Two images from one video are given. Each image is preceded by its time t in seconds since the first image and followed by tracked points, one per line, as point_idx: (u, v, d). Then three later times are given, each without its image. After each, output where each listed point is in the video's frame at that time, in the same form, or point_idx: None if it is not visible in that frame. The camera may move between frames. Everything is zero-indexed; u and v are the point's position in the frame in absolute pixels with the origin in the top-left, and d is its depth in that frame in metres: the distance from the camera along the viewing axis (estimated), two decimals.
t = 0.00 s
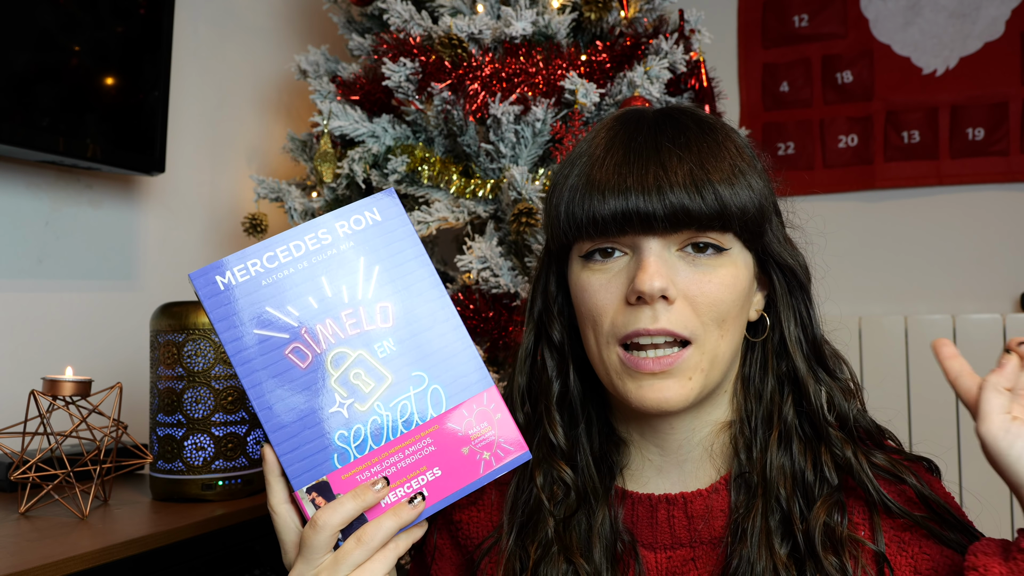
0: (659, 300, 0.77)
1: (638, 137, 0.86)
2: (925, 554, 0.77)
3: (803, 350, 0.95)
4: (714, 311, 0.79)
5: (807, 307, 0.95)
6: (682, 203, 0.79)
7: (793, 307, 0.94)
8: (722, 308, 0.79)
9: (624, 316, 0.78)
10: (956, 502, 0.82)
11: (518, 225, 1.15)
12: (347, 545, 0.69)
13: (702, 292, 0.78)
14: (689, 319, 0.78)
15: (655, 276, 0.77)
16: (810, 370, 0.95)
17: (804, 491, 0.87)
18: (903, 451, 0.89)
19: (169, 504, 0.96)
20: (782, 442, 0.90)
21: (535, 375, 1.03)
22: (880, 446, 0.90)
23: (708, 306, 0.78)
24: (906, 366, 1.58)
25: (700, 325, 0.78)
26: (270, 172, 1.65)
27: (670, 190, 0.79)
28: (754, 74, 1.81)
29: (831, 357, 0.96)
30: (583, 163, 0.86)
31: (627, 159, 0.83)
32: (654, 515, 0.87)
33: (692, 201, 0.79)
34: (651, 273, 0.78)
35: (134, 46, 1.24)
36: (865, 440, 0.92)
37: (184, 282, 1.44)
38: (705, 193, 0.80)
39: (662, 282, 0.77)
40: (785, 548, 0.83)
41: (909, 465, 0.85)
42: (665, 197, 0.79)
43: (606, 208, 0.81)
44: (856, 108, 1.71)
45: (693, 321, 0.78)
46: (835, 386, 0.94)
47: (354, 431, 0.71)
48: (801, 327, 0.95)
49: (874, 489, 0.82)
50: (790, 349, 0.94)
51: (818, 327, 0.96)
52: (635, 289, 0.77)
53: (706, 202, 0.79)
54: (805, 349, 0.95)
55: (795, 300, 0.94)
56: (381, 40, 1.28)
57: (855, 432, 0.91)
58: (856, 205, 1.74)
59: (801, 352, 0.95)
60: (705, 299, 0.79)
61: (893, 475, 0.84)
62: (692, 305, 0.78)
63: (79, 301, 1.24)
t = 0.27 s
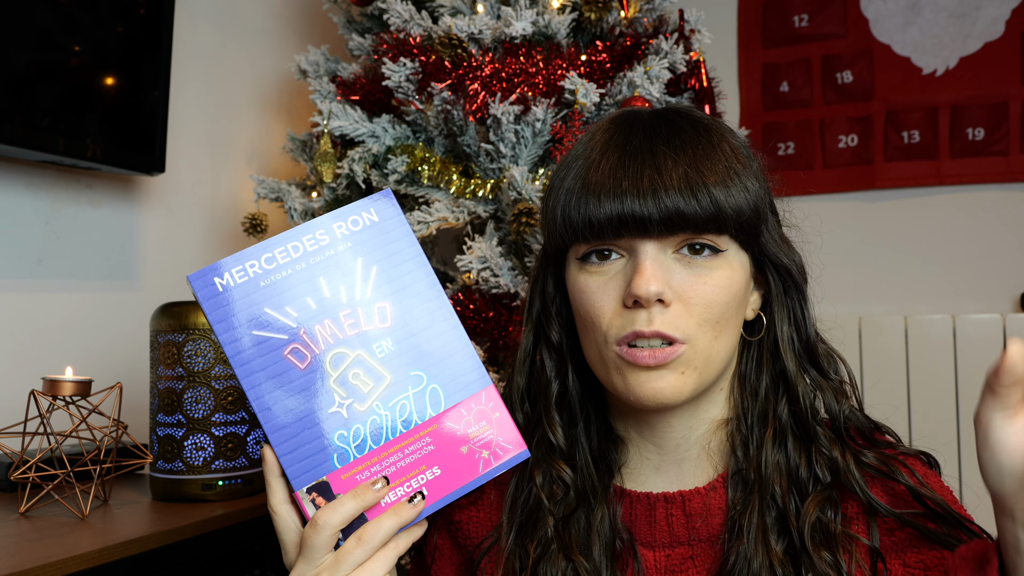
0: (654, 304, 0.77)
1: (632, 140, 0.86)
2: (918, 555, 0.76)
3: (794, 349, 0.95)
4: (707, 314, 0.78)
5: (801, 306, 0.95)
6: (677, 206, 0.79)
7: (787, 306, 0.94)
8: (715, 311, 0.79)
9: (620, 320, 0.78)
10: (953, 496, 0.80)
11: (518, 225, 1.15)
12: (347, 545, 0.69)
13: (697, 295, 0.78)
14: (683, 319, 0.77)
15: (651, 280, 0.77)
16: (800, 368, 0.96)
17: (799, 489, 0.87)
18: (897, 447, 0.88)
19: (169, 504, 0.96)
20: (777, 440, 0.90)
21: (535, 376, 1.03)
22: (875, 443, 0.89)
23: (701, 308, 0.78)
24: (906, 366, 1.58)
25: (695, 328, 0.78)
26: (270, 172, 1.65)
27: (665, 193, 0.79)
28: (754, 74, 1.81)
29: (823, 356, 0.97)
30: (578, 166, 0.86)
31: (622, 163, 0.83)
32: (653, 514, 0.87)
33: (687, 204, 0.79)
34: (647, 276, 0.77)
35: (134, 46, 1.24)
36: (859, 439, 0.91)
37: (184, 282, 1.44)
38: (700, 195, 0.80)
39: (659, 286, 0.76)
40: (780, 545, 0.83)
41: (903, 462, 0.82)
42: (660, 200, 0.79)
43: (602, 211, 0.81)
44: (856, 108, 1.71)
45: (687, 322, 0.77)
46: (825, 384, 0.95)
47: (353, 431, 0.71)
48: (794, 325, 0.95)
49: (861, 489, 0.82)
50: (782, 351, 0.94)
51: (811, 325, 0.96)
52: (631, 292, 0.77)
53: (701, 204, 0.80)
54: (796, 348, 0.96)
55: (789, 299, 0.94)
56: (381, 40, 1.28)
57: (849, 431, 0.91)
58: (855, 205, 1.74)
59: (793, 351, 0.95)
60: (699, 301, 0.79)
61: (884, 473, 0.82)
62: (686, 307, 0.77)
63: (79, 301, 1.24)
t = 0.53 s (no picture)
0: (654, 302, 0.77)
1: (634, 139, 0.86)
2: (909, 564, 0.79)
3: (799, 349, 0.95)
4: (707, 314, 0.79)
5: (802, 306, 0.94)
6: (678, 205, 0.79)
7: (787, 307, 0.94)
8: (715, 311, 0.79)
9: (619, 317, 0.78)
10: (948, 511, 0.83)
11: (518, 225, 1.15)
12: (338, 547, 0.69)
13: (697, 295, 0.78)
14: (684, 321, 0.77)
15: (651, 277, 0.77)
16: (806, 370, 0.95)
17: (798, 491, 0.87)
18: (898, 454, 0.89)
19: (169, 504, 0.96)
20: (776, 441, 0.90)
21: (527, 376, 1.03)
22: (876, 447, 0.90)
23: (702, 309, 0.78)
24: (906, 366, 1.58)
25: (694, 327, 0.78)
26: (270, 172, 1.65)
27: (666, 192, 0.79)
28: (754, 74, 1.81)
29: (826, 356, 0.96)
30: (577, 165, 0.86)
31: (623, 161, 0.83)
32: (647, 517, 0.87)
33: (687, 203, 0.79)
34: (647, 275, 0.77)
35: (134, 46, 1.24)
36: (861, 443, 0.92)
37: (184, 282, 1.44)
38: (701, 195, 0.80)
39: (658, 284, 0.76)
40: (778, 547, 0.83)
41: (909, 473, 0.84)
42: (661, 198, 0.79)
43: (603, 209, 0.81)
44: (856, 108, 1.71)
45: (687, 323, 0.78)
46: (831, 383, 0.95)
47: (344, 433, 0.71)
48: (796, 326, 0.95)
49: (868, 494, 0.82)
50: (786, 349, 0.93)
51: (814, 326, 0.96)
52: (631, 290, 0.76)
53: (701, 204, 0.80)
54: (802, 349, 0.95)
55: (788, 300, 0.94)
56: (381, 40, 1.28)
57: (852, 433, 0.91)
58: (855, 205, 1.74)
59: (798, 353, 0.94)
60: (699, 302, 0.79)
61: (887, 480, 0.84)
62: (686, 308, 0.78)
63: (79, 301, 1.24)
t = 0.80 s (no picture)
0: (659, 304, 0.76)
1: (638, 140, 0.86)
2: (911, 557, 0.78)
3: (793, 353, 0.95)
4: (711, 317, 0.79)
5: (799, 310, 0.95)
6: (682, 206, 0.79)
7: (785, 310, 0.94)
8: (718, 314, 0.79)
9: (622, 320, 0.78)
10: (949, 501, 0.81)
11: (518, 225, 1.15)
12: (338, 550, 0.69)
13: (700, 297, 0.78)
14: (688, 324, 0.77)
15: (656, 280, 0.77)
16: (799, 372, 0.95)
17: (795, 492, 0.87)
18: (895, 449, 0.88)
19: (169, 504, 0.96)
20: (773, 442, 0.90)
21: (527, 374, 1.03)
22: (873, 446, 0.89)
23: (705, 311, 0.78)
24: (906, 366, 1.58)
25: (697, 330, 0.78)
26: (270, 172, 1.65)
27: (671, 193, 0.79)
28: (754, 74, 1.81)
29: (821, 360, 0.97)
30: (581, 166, 0.86)
31: (628, 161, 0.83)
32: (649, 517, 0.87)
33: (692, 204, 0.79)
34: (652, 277, 0.77)
35: (134, 46, 1.24)
36: (857, 442, 0.92)
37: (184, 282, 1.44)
38: (705, 196, 0.80)
39: (663, 286, 0.76)
40: (777, 547, 0.83)
41: (902, 466, 0.84)
42: (665, 199, 0.79)
43: (607, 210, 0.81)
44: (855, 108, 1.71)
45: (691, 326, 0.78)
46: (822, 387, 0.94)
47: (339, 436, 0.71)
48: (792, 330, 0.95)
49: (860, 492, 0.82)
50: (781, 353, 0.93)
51: (810, 329, 0.96)
52: (635, 292, 0.76)
53: (706, 206, 0.80)
54: (796, 352, 0.95)
55: (788, 303, 0.94)
56: (381, 40, 1.28)
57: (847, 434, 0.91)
58: (855, 205, 1.74)
59: (792, 355, 0.95)
60: (702, 304, 0.79)
61: (882, 478, 0.83)
62: (689, 310, 0.78)
63: (79, 301, 1.24)
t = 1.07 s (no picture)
0: (666, 308, 0.77)
1: (648, 142, 0.86)
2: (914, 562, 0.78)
3: (796, 356, 0.95)
4: (717, 318, 0.79)
5: (802, 313, 0.95)
6: (690, 208, 0.79)
7: (788, 312, 0.94)
8: (724, 315, 0.79)
9: (630, 323, 0.78)
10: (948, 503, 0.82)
11: (518, 225, 1.15)
12: (342, 546, 0.69)
13: (706, 298, 0.78)
14: (694, 326, 0.78)
15: (664, 283, 0.77)
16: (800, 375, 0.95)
17: (796, 491, 0.87)
18: (895, 450, 0.88)
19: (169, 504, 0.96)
20: (775, 442, 0.90)
21: (529, 368, 1.03)
22: (873, 447, 0.89)
23: (711, 313, 0.79)
24: (906, 366, 1.58)
25: (703, 331, 0.78)
26: (270, 172, 1.65)
27: (680, 196, 0.79)
28: (754, 74, 1.81)
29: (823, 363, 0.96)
30: (591, 165, 0.85)
31: (637, 163, 0.83)
32: (650, 516, 0.87)
33: (701, 208, 0.79)
34: (659, 280, 0.77)
35: (134, 46, 1.24)
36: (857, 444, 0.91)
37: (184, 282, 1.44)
38: (714, 198, 0.80)
39: (671, 290, 0.77)
40: (777, 546, 0.83)
41: (903, 467, 0.85)
42: (675, 202, 0.79)
43: (615, 211, 0.81)
44: (856, 108, 1.71)
45: (696, 328, 0.78)
46: (823, 390, 0.94)
47: (345, 433, 0.71)
48: (795, 332, 0.95)
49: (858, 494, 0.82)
50: (782, 354, 0.94)
51: (812, 333, 0.96)
52: (643, 296, 0.77)
53: (714, 208, 0.80)
54: (798, 355, 0.95)
55: (791, 306, 0.94)
56: (381, 40, 1.28)
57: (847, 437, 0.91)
58: (855, 205, 1.74)
59: (794, 358, 0.95)
60: (708, 305, 0.79)
61: (883, 479, 0.83)
62: (696, 311, 0.78)
63: (79, 301, 1.24)
